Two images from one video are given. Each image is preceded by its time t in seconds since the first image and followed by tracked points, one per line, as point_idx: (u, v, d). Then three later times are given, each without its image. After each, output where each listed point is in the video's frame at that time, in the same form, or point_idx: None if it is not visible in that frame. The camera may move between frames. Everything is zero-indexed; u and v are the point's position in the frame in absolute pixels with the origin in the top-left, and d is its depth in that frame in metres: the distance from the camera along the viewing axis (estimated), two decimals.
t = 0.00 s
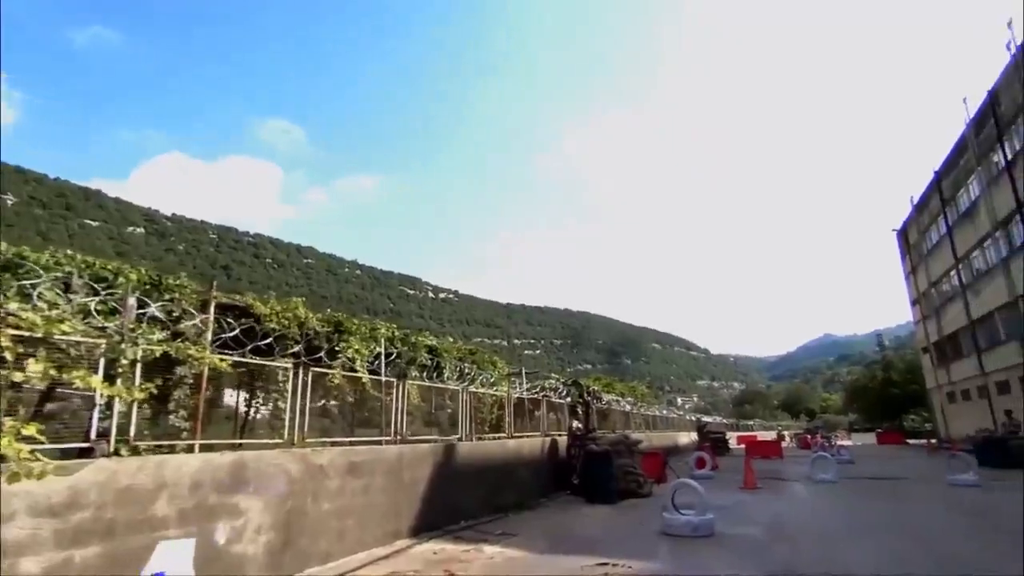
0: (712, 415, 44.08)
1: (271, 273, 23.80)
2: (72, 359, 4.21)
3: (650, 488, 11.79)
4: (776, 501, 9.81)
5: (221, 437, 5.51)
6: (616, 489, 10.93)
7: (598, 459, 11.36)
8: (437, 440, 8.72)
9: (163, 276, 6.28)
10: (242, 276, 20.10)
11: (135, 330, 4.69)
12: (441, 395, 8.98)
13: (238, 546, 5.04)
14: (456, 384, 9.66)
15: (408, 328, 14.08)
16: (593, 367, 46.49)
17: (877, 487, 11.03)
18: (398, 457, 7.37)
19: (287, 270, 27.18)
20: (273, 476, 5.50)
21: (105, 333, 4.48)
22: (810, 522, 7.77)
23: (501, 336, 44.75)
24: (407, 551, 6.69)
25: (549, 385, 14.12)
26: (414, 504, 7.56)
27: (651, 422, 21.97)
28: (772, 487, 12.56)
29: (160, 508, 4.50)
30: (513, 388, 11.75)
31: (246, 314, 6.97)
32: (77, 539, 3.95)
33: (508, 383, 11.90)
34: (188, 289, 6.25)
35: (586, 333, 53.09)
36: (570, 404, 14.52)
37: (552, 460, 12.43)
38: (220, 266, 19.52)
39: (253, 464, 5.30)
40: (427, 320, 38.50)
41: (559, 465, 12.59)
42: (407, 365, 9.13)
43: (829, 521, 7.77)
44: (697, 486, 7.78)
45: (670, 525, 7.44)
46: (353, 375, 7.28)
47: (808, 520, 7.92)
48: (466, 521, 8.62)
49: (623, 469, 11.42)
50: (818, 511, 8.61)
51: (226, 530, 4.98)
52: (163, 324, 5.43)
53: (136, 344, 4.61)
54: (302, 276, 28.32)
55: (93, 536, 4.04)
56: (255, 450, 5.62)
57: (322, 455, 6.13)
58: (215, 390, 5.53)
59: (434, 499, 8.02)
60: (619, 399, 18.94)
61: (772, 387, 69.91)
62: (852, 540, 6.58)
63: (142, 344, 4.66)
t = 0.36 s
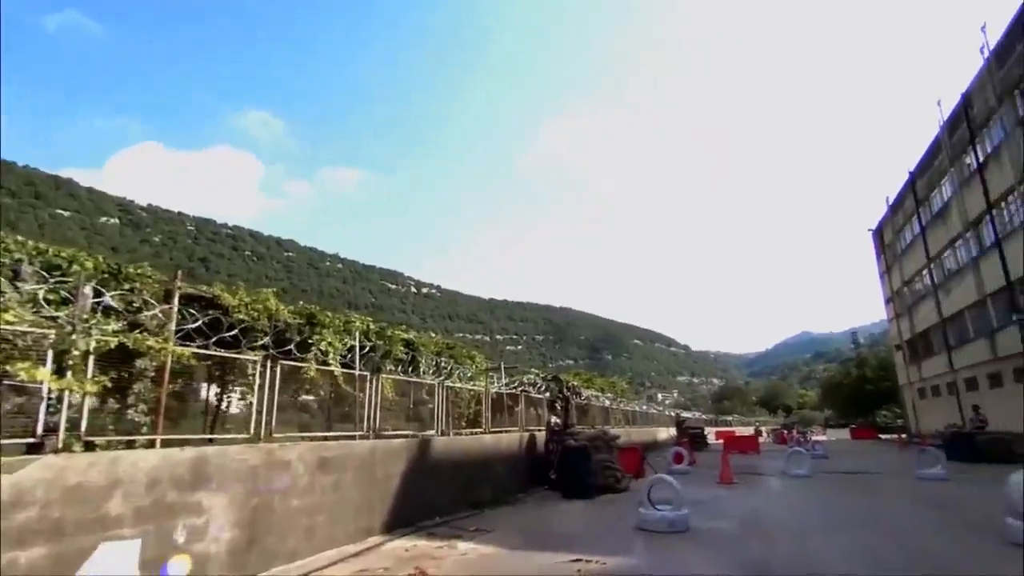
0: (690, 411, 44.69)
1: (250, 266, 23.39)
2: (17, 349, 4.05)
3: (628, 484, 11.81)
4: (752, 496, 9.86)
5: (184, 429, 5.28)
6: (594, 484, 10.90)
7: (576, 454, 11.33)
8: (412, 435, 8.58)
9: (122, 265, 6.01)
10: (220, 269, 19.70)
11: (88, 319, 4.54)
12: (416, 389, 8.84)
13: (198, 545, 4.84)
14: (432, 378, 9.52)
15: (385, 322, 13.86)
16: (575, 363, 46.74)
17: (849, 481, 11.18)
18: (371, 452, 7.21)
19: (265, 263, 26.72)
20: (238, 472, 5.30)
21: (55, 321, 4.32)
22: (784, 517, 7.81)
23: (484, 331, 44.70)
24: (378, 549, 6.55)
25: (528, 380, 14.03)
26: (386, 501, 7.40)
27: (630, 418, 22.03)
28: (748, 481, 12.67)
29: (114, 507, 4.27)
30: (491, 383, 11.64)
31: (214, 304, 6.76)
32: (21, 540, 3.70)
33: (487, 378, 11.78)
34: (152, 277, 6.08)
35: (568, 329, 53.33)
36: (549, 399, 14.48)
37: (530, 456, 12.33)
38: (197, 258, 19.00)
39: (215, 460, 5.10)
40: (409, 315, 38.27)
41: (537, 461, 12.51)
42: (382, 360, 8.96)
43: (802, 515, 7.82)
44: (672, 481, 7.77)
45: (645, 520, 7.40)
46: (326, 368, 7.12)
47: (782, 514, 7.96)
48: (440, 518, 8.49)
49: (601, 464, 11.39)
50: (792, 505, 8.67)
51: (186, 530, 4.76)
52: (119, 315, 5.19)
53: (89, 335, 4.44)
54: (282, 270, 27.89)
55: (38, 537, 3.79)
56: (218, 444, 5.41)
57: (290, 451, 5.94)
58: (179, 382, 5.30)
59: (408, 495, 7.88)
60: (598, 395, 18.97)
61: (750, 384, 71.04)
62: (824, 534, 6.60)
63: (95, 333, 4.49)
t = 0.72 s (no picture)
0: (672, 407, 45.11)
1: (231, 261, 23.06)
2: None
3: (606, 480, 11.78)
4: (729, 492, 9.89)
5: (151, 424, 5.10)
6: (572, 480, 10.84)
7: (555, 450, 11.26)
8: (388, 431, 8.43)
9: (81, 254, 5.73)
10: (199, 262, 19.32)
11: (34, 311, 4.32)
12: (392, 385, 8.70)
13: (158, 545, 4.65)
14: (410, 374, 9.38)
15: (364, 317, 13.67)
16: (558, 360, 46.83)
17: (825, 477, 11.29)
18: (344, 448, 7.05)
19: (245, 257, 26.31)
20: (202, 470, 5.11)
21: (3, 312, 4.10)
22: (761, 513, 7.83)
23: (467, 328, 44.60)
24: (350, 548, 6.40)
25: (508, 376, 13.94)
26: (359, 498, 7.25)
27: (611, 415, 22.08)
28: (726, 477, 12.73)
29: (66, 506, 4.06)
30: (470, 379, 11.53)
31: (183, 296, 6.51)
32: None
33: (466, 374, 11.67)
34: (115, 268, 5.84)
35: (551, 326, 53.45)
36: (530, 395, 14.41)
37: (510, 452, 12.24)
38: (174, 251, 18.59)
39: (177, 458, 4.90)
40: (392, 311, 38.02)
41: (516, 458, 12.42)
42: (357, 355, 8.81)
43: (778, 511, 7.85)
44: (650, 478, 7.72)
45: (623, 517, 7.34)
46: (299, 363, 6.97)
47: (759, 510, 7.98)
48: (416, 515, 8.35)
49: (580, 460, 11.34)
50: (769, 501, 8.70)
51: (145, 529, 4.57)
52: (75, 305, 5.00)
53: (38, 327, 4.21)
54: (263, 264, 27.52)
55: None
56: (181, 441, 5.20)
57: (258, 447, 5.76)
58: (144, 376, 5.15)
59: (382, 492, 7.73)
60: (579, 391, 18.97)
61: (731, 380, 71.97)
62: (799, 530, 6.62)
63: (45, 325, 4.27)
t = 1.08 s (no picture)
0: (652, 406, 45.54)
1: (208, 257, 22.64)
2: None
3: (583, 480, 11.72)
4: (704, 491, 9.90)
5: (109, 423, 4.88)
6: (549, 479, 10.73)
7: (533, 449, 11.14)
8: (360, 430, 8.24)
9: (29, 243, 5.40)
10: (174, 258, 18.90)
11: None
12: (365, 383, 8.52)
13: (110, 550, 4.42)
14: (384, 371, 9.21)
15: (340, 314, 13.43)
16: (540, 359, 46.79)
17: (799, 476, 11.39)
18: (313, 448, 6.85)
19: (223, 253, 25.83)
20: (160, 470, 4.89)
21: None
22: (736, 511, 7.84)
23: (449, 326, 44.43)
24: (318, 550, 6.21)
25: (486, 374, 13.81)
26: (330, 499, 7.06)
27: (591, 413, 22.09)
28: (703, 476, 12.78)
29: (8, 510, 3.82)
30: (447, 377, 11.37)
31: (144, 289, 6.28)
32: None
33: (442, 372, 11.51)
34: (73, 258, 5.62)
35: (533, 325, 53.52)
36: (508, 393, 14.32)
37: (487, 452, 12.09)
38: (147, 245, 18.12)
39: (133, 458, 4.68)
40: (373, 309, 37.68)
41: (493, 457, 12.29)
42: (329, 352, 8.61)
43: (753, 510, 7.86)
44: (626, 476, 7.67)
45: (598, 516, 7.28)
46: (269, 360, 6.82)
47: (734, 508, 7.98)
48: (389, 515, 8.18)
49: (557, 459, 11.25)
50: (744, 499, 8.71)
51: (97, 534, 4.34)
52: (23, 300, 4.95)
53: None
54: (241, 261, 27.05)
55: None
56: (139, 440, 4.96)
57: (221, 447, 5.55)
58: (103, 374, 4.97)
59: (353, 493, 7.55)
60: (559, 390, 18.94)
61: (709, 379, 72.84)
62: (774, 529, 6.61)
63: None
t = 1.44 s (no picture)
0: (634, 405, 45.81)
1: (185, 251, 22.18)
2: None
3: (562, 479, 11.68)
4: (683, 489, 9.91)
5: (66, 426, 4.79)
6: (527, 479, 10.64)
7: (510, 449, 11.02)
8: (334, 428, 8.04)
9: None
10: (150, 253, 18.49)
11: None
12: (339, 380, 8.32)
13: (61, 555, 4.19)
14: (360, 369, 9.01)
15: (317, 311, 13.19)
16: (523, 357, 46.67)
17: (777, 474, 11.46)
18: (283, 447, 6.66)
19: (201, 249, 25.32)
20: (117, 471, 4.67)
21: None
22: (714, 510, 7.81)
23: (432, 325, 44.21)
24: (287, 552, 6.03)
25: (466, 373, 13.66)
26: (301, 499, 6.87)
27: (572, 413, 22.07)
28: (682, 474, 12.80)
29: None
30: (425, 375, 11.21)
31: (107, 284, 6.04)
32: None
33: (421, 370, 11.34)
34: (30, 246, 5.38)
35: (517, 324, 53.53)
36: (488, 392, 14.19)
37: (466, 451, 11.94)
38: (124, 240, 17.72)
39: (86, 458, 4.45)
40: (355, 306, 37.31)
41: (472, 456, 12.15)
42: (303, 348, 8.41)
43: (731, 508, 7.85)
44: (604, 475, 7.61)
45: (575, 516, 7.20)
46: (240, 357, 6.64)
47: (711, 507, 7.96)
48: (363, 515, 8.01)
49: (536, 459, 11.16)
50: (725, 498, 8.74)
51: (46, 538, 4.10)
52: None
53: None
54: (220, 256, 26.57)
55: None
56: (94, 440, 4.73)
57: (184, 446, 5.34)
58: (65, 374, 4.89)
59: (326, 493, 7.36)
60: (539, 389, 18.86)
61: (691, 379, 73.65)
62: (751, 527, 6.59)
63: None
